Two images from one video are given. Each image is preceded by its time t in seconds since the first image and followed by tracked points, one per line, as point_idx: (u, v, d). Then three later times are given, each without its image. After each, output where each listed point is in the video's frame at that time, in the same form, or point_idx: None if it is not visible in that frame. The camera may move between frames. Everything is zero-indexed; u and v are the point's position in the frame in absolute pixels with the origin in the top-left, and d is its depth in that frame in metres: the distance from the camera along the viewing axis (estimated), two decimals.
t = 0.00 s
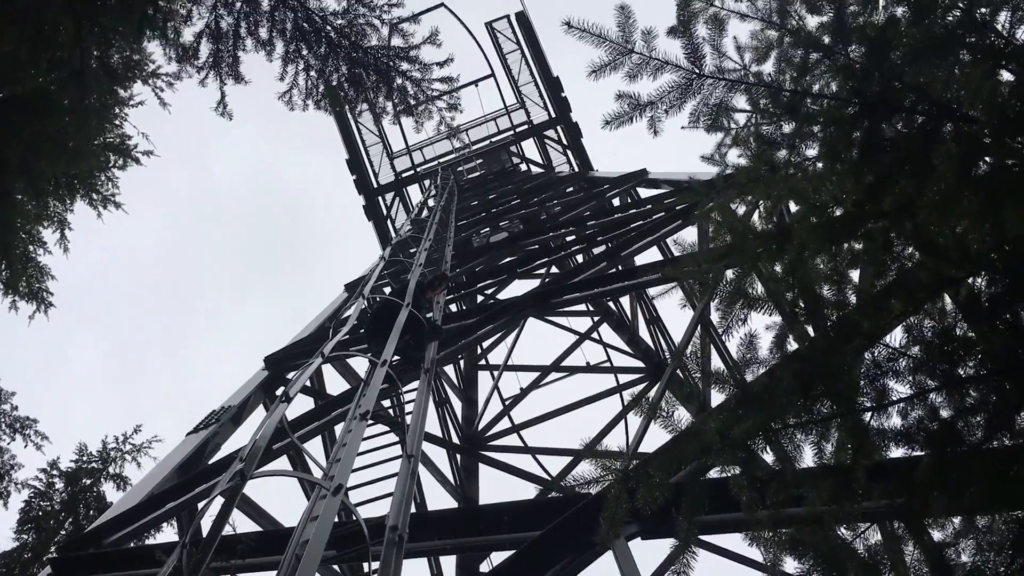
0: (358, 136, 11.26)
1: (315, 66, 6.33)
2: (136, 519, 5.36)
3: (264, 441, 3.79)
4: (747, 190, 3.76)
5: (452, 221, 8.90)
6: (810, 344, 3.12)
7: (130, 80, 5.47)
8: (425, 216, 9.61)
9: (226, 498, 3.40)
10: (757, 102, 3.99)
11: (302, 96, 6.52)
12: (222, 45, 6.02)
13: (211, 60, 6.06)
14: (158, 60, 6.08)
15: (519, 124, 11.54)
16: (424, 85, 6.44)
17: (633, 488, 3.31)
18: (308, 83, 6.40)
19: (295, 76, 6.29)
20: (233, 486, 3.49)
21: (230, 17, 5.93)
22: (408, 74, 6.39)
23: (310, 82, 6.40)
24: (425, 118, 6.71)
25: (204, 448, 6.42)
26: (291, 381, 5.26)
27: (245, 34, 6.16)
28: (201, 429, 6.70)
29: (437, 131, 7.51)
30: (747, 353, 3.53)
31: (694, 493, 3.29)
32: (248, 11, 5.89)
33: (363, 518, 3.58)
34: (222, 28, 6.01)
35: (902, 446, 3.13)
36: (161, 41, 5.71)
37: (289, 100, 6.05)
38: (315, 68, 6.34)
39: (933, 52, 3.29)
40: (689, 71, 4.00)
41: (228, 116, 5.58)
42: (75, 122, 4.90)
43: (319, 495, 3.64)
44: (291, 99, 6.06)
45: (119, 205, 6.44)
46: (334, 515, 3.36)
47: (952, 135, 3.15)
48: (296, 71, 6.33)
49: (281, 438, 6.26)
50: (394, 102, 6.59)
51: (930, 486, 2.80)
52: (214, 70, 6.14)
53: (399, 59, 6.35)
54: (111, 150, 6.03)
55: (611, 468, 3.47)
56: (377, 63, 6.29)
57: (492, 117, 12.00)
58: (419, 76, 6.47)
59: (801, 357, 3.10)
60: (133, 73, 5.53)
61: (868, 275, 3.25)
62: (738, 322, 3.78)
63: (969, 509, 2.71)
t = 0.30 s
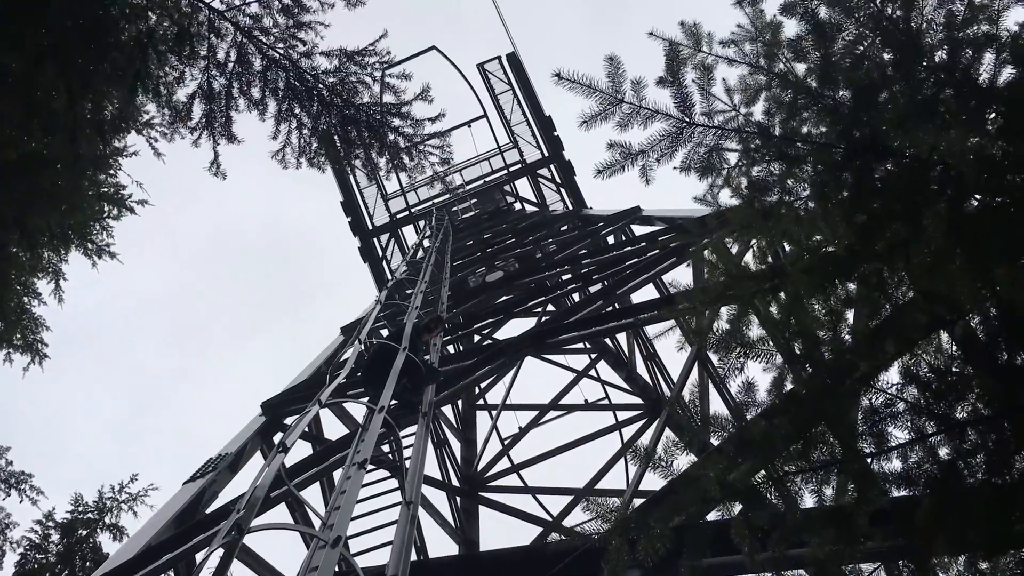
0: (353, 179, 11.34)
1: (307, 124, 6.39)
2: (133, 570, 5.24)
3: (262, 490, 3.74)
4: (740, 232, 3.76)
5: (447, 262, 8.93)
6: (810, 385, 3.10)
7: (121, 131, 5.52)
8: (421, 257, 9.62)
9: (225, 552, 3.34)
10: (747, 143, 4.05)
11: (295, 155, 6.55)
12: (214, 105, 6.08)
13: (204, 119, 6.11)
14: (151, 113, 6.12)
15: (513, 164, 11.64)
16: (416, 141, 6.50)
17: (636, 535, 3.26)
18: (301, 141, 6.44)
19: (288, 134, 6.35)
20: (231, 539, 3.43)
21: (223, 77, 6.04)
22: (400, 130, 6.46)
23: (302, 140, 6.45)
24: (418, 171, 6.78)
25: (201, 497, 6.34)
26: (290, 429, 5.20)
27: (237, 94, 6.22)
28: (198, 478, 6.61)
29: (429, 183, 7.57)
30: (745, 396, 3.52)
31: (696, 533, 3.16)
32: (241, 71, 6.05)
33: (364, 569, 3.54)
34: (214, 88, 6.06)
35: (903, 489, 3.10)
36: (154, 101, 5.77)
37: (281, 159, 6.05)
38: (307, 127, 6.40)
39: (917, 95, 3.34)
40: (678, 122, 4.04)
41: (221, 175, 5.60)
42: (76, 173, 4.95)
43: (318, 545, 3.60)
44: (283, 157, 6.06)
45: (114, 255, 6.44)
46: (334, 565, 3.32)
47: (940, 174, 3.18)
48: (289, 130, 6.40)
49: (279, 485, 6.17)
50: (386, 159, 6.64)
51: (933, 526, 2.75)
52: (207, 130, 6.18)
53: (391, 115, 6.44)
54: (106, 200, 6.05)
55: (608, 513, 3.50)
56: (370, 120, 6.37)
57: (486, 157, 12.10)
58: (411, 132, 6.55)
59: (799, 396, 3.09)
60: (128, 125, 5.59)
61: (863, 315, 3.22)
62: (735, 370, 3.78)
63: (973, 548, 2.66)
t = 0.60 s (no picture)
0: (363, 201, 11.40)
1: (331, 156, 6.44)
2: None
3: (280, 516, 3.73)
4: (759, 260, 3.74)
5: (458, 285, 8.94)
6: (833, 412, 3.11)
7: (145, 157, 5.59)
8: (431, 280, 9.64)
9: None
10: (764, 172, 4.07)
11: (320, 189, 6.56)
12: (241, 138, 6.11)
13: (230, 152, 6.14)
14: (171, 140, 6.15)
15: (522, 186, 11.68)
16: (440, 173, 6.50)
17: (657, 565, 3.22)
18: (326, 173, 6.51)
19: (314, 167, 6.39)
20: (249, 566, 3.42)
21: (250, 111, 6.10)
22: (425, 163, 6.47)
23: (328, 172, 6.51)
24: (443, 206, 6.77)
25: (213, 521, 6.31)
26: (303, 453, 5.18)
27: (264, 127, 6.28)
28: (210, 501, 6.59)
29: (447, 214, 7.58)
30: (766, 426, 3.50)
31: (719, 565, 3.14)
32: (268, 104, 6.12)
33: None
34: (241, 121, 6.10)
35: (928, 522, 3.05)
36: (181, 134, 5.84)
37: (307, 192, 6.03)
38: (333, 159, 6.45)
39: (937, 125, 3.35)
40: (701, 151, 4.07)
41: (249, 208, 5.63)
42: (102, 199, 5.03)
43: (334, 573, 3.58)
44: (309, 189, 6.08)
45: (129, 280, 6.45)
46: None
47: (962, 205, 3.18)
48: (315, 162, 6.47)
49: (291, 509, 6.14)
50: (412, 191, 6.64)
51: (958, 557, 2.70)
52: (234, 163, 6.20)
53: (415, 148, 6.44)
54: (123, 224, 6.08)
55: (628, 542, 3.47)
56: (395, 154, 6.38)
57: (495, 179, 12.15)
58: (436, 164, 6.54)
59: (823, 425, 3.09)
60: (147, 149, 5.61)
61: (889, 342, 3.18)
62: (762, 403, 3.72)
63: None
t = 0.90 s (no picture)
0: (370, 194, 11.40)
1: (345, 148, 6.44)
2: None
3: (284, 507, 3.73)
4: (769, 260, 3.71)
5: (463, 280, 8.95)
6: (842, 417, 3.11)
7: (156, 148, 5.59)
8: (437, 274, 9.65)
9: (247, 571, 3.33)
10: (775, 172, 4.07)
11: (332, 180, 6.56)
12: (257, 131, 6.13)
13: (246, 145, 6.15)
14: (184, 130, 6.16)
15: (529, 181, 11.67)
16: (453, 168, 6.50)
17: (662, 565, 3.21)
18: (340, 168, 6.49)
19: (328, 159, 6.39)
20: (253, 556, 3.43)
21: (267, 103, 6.09)
22: (439, 158, 6.46)
23: (342, 167, 6.50)
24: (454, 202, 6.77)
25: (216, 510, 6.34)
26: (308, 445, 5.20)
27: (279, 120, 6.26)
28: (213, 490, 6.62)
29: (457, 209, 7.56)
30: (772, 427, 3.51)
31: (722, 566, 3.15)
32: (283, 97, 6.12)
33: None
34: (257, 113, 6.11)
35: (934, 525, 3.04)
36: (197, 127, 5.85)
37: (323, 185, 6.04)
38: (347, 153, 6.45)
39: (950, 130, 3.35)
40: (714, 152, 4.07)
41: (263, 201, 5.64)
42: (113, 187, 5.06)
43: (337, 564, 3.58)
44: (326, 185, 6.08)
45: (137, 269, 6.47)
46: None
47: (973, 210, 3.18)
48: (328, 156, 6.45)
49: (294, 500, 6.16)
50: (425, 187, 6.63)
51: (963, 559, 2.75)
52: (249, 154, 6.22)
53: (429, 143, 6.44)
54: (132, 213, 6.09)
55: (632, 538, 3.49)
56: (409, 148, 6.37)
57: (502, 174, 12.15)
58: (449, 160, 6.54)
59: (831, 429, 3.10)
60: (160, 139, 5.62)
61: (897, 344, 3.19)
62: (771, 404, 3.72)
63: None
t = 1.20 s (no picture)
0: (362, 170, 11.34)
1: (331, 110, 6.41)
2: (129, 554, 5.19)
3: (266, 477, 3.71)
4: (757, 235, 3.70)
5: (454, 257, 8.94)
6: (820, 388, 3.13)
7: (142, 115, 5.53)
8: (428, 251, 9.63)
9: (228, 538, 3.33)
10: (765, 147, 4.06)
11: (317, 140, 6.50)
12: (240, 89, 6.07)
13: (228, 102, 6.07)
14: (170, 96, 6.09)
15: (522, 160, 11.63)
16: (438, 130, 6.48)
17: (642, 535, 3.23)
18: (324, 127, 6.45)
19: (312, 119, 6.33)
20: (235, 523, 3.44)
21: (250, 61, 6.05)
22: (424, 120, 6.45)
23: (326, 127, 6.45)
24: (439, 163, 6.78)
25: (202, 482, 6.34)
26: (294, 416, 5.19)
27: (262, 78, 6.22)
28: (199, 462, 6.62)
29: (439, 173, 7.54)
30: (756, 400, 3.44)
31: (701, 536, 3.17)
32: (267, 54, 6.06)
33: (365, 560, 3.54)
34: (239, 70, 6.05)
35: (913, 497, 3.08)
36: (180, 83, 5.78)
37: (307, 145, 6.02)
38: (331, 112, 6.41)
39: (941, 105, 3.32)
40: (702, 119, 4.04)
41: (245, 158, 5.59)
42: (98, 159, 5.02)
43: (320, 533, 3.57)
44: (309, 144, 6.03)
45: (124, 238, 6.43)
46: (335, 554, 3.30)
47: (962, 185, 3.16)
48: (312, 115, 6.40)
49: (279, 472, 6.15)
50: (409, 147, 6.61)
51: (940, 535, 2.78)
52: (231, 112, 6.15)
53: (415, 104, 6.42)
54: (118, 182, 6.03)
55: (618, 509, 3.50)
56: (395, 110, 6.36)
57: (495, 153, 12.09)
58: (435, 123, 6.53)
59: (812, 402, 3.11)
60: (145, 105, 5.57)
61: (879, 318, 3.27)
62: (752, 371, 3.74)
63: (981, 561, 2.69)
